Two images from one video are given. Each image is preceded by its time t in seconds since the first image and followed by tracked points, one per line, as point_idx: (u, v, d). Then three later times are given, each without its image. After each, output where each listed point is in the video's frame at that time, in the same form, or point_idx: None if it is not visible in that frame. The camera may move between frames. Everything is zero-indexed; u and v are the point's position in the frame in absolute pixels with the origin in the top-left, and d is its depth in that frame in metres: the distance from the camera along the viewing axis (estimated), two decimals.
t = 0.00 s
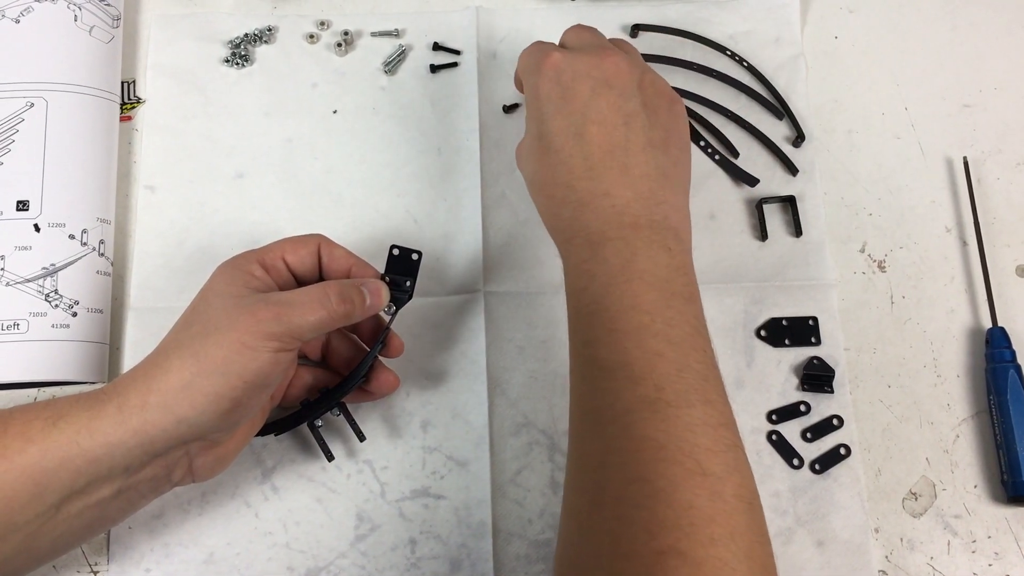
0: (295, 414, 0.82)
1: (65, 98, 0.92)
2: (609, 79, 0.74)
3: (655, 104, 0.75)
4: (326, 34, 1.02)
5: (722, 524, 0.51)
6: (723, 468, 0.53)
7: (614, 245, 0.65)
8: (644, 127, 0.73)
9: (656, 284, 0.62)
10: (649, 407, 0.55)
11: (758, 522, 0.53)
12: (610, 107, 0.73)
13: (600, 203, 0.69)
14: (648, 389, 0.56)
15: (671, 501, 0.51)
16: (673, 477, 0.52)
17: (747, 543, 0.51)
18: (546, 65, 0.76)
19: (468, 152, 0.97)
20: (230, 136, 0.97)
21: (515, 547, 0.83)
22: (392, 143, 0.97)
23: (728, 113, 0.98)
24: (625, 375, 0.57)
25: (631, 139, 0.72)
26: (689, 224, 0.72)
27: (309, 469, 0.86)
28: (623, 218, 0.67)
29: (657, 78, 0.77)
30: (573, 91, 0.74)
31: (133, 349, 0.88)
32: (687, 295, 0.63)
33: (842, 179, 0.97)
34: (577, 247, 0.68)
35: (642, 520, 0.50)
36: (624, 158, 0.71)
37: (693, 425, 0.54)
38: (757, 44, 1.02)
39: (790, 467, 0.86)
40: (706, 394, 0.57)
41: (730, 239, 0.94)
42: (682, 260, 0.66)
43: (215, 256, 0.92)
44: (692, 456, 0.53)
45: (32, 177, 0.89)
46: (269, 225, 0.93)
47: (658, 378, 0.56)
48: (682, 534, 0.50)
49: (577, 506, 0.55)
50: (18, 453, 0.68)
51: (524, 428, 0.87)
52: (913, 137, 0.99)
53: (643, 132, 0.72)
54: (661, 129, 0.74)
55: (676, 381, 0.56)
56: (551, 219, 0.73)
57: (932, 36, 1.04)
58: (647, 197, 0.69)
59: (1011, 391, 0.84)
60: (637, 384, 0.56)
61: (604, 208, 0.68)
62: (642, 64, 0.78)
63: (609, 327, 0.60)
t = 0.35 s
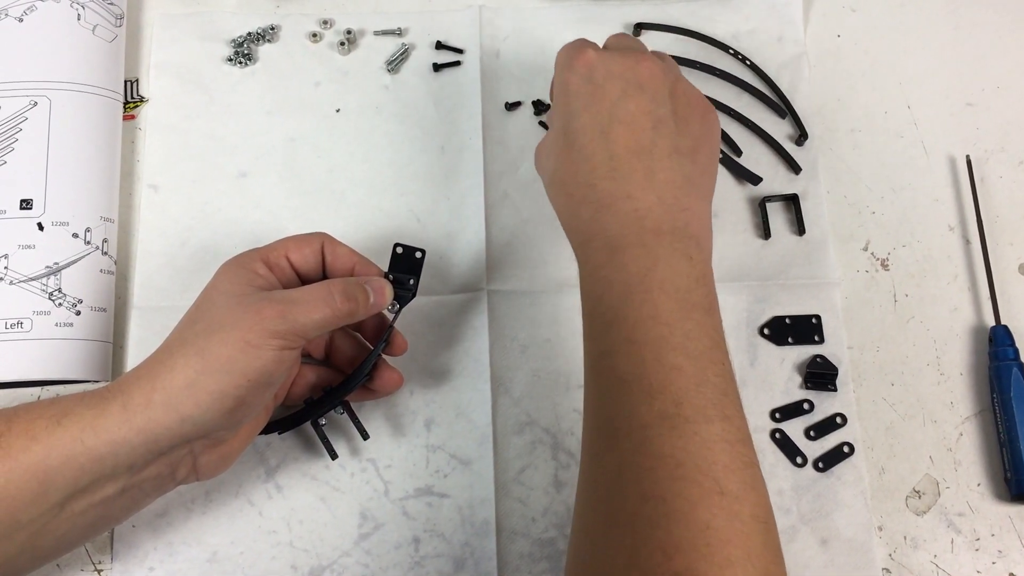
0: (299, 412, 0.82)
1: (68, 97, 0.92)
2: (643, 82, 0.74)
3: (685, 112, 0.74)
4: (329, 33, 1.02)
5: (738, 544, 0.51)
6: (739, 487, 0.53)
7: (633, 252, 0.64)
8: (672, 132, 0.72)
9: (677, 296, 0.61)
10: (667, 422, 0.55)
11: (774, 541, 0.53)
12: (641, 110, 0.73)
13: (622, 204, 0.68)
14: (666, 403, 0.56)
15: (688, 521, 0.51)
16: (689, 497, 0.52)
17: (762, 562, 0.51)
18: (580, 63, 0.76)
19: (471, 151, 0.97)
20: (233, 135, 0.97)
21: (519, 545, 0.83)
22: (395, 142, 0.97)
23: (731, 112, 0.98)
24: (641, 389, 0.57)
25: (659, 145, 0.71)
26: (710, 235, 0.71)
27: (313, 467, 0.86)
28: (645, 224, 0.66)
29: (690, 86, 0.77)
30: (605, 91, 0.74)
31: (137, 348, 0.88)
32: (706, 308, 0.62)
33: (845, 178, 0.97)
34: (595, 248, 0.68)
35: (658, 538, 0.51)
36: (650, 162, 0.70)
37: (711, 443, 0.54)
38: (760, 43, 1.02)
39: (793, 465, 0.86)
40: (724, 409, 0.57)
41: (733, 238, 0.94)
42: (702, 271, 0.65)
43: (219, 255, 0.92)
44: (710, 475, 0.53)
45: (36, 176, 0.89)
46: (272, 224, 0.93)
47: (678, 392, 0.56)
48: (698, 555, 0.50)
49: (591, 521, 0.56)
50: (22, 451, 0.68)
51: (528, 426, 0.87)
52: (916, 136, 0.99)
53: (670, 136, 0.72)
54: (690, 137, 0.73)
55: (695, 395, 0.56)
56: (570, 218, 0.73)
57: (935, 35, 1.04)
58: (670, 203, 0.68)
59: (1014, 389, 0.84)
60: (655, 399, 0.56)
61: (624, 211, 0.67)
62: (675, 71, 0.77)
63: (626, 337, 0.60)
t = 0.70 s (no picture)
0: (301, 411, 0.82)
1: (72, 96, 0.92)
2: (650, 90, 0.75)
3: (693, 121, 0.74)
4: (331, 32, 1.02)
5: (734, 544, 0.51)
6: (736, 488, 0.53)
7: (631, 260, 0.65)
8: (677, 142, 0.72)
9: (674, 303, 0.62)
10: (664, 425, 0.55)
11: (771, 540, 0.53)
12: (647, 119, 0.73)
13: (623, 213, 0.69)
14: (664, 406, 0.56)
15: (684, 519, 0.51)
16: (685, 497, 0.52)
17: (758, 561, 0.51)
18: (591, 70, 0.77)
19: (473, 150, 0.97)
20: (236, 134, 0.97)
21: (522, 543, 0.83)
22: (397, 140, 0.97)
23: (733, 110, 0.98)
24: (638, 392, 0.57)
25: (664, 154, 0.71)
26: (711, 245, 0.71)
27: (316, 465, 0.86)
28: (644, 233, 0.67)
29: (700, 94, 0.77)
30: (612, 98, 0.75)
31: (140, 346, 0.88)
32: (704, 312, 0.62)
33: (847, 177, 0.97)
34: (594, 257, 0.68)
35: (655, 537, 0.51)
36: (653, 171, 0.70)
37: (709, 444, 0.54)
38: (762, 42, 1.02)
39: (796, 463, 0.86)
40: (722, 412, 0.57)
41: (735, 236, 0.94)
42: (701, 278, 0.65)
43: (222, 253, 0.92)
44: (707, 477, 0.53)
45: (39, 175, 0.89)
46: (275, 223, 0.93)
47: (676, 397, 0.56)
48: (694, 555, 0.50)
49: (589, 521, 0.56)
50: (27, 450, 0.68)
51: (530, 425, 0.87)
52: (918, 135, 0.99)
53: (675, 146, 0.72)
54: (696, 147, 0.73)
55: (693, 400, 0.56)
56: (574, 225, 0.74)
57: (936, 34, 1.04)
58: (671, 214, 0.68)
59: (1016, 387, 0.84)
60: (653, 402, 0.56)
61: (624, 220, 0.68)
62: (686, 79, 0.77)
63: (625, 342, 0.60)
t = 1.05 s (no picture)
0: (301, 408, 0.82)
1: (73, 93, 0.92)
2: (666, 47, 0.75)
3: (706, 79, 0.74)
4: (332, 30, 1.02)
5: (731, 484, 0.51)
6: (734, 431, 0.53)
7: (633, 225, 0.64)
8: (689, 98, 0.73)
9: (679, 252, 0.62)
10: (665, 367, 0.55)
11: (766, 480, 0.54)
12: (660, 75, 0.73)
13: (632, 165, 0.69)
14: (666, 349, 0.56)
15: (682, 458, 0.51)
16: (683, 436, 0.52)
17: (754, 504, 0.51)
18: (606, 25, 0.77)
19: (474, 147, 0.97)
20: (236, 132, 0.97)
21: (523, 541, 0.83)
22: (398, 138, 0.97)
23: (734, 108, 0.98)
24: (641, 334, 0.57)
25: (676, 110, 0.72)
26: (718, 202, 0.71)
27: (317, 463, 0.86)
28: (652, 184, 0.67)
29: (716, 52, 0.76)
30: (627, 53, 0.75)
31: (140, 344, 0.88)
32: (708, 264, 0.62)
33: (849, 174, 0.97)
34: (601, 208, 0.69)
35: (653, 475, 0.50)
36: (664, 127, 0.71)
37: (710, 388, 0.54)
38: (763, 40, 1.02)
39: (797, 461, 0.86)
40: (722, 358, 0.56)
41: (736, 234, 0.94)
42: (705, 230, 0.65)
43: (222, 251, 0.92)
44: (706, 418, 0.53)
45: (40, 172, 0.89)
46: (276, 220, 0.93)
47: (679, 341, 0.56)
48: (691, 492, 0.50)
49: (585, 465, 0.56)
50: (28, 446, 0.68)
51: (532, 422, 0.87)
52: (919, 132, 0.99)
53: (687, 103, 0.72)
54: (708, 105, 0.73)
55: (696, 344, 0.56)
56: (584, 178, 0.75)
57: (938, 31, 1.04)
58: (680, 167, 0.68)
59: (1018, 385, 0.84)
60: (657, 346, 0.56)
61: (634, 170, 0.68)
62: (703, 37, 0.77)
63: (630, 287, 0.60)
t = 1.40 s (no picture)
0: (299, 406, 0.82)
1: (71, 92, 0.92)
2: (663, 28, 0.74)
3: (703, 61, 0.74)
4: (330, 29, 1.02)
5: (733, 460, 0.50)
6: (737, 409, 0.53)
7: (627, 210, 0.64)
8: (689, 79, 0.72)
9: (684, 230, 0.62)
10: (669, 346, 0.55)
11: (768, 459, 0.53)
12: (659, 56, 0.72)
13: (635, 144, 0.69)
14: (670, 326, 0.56)
15: (685, 434, 0.51)
16: (686, 413, 0.52)
17: (756, 481, 0.51)
18: (603, 6, 0.76)
19: (472, 146, 0.97)
20: (234, 130, 0.97)
21: (520, 538, 0.83)
22: (396, 136, 0.97)
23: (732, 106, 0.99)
24: (645, 313, 0.57)
25: (675, 90, 0.71)
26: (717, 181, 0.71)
27: (315, 461, 0.86)
28: (656, 163, 0.67)
29: (710, 33, 0.76)
30: (625, 34, 0.74)
31: (138, 342, 0.89)
32: (711, 242, 0.63)
33: (846, 173, 0.97)
34: (606, 185, 0.68)
35: (655, 451, 0.51)
36: (665, 107, 0.70)
37: (712, 365, 0.54)
38: (761, 39, 1.02)
39: (794, 459, 0.86)
40: (725, 337, 0.57)
41: (732, 232, 0.94)
42: (707, 209, 0.65)
43: (221, 250, 0.92)
44: (709, 395, 0.53)
45: (38, 171, 0.89)
46: (274, 219, 0.93)
47: (682, 318, 0.56)
48: (694, 468, 0.50)
49: (587, 445, 0.56)
50: (26, 443, 0.68)
51: (529, 420, 0.87)
52: (916, 130, 0.99)
53: (687, 83, 0.72)
54: (706, 85, 0.73)
55: (699, 321, 0.56)
56: (586, 160, 0.74)
57: (935, 30, 1.04)
58: (681, 146, 0.68)
59: (1014, 382, 0.84)
60: (660, 323, 0.56)
61: (637, 150, 0.68)
62: (697, 18, 0.77)
63: (636, 265, 0.60)
